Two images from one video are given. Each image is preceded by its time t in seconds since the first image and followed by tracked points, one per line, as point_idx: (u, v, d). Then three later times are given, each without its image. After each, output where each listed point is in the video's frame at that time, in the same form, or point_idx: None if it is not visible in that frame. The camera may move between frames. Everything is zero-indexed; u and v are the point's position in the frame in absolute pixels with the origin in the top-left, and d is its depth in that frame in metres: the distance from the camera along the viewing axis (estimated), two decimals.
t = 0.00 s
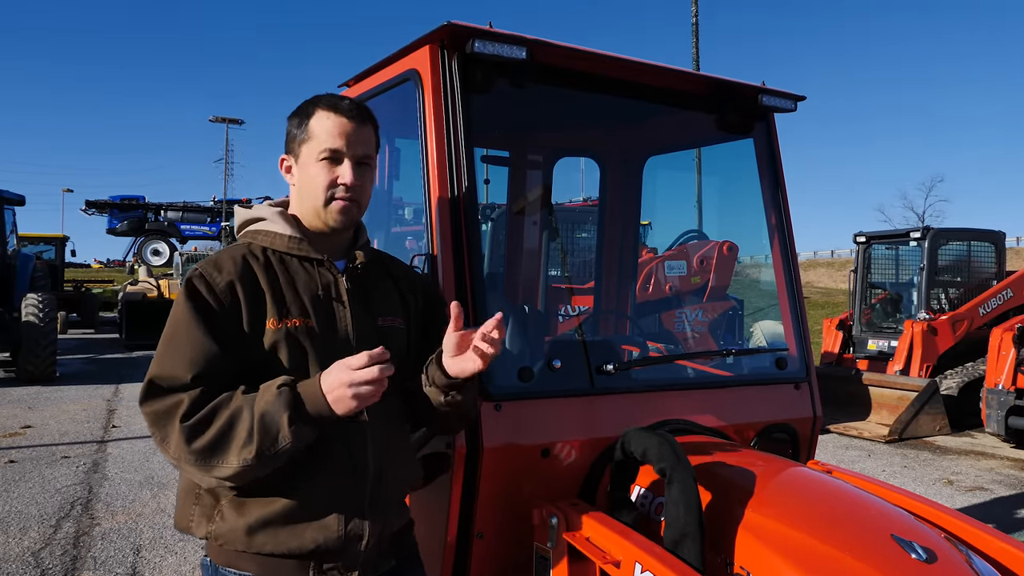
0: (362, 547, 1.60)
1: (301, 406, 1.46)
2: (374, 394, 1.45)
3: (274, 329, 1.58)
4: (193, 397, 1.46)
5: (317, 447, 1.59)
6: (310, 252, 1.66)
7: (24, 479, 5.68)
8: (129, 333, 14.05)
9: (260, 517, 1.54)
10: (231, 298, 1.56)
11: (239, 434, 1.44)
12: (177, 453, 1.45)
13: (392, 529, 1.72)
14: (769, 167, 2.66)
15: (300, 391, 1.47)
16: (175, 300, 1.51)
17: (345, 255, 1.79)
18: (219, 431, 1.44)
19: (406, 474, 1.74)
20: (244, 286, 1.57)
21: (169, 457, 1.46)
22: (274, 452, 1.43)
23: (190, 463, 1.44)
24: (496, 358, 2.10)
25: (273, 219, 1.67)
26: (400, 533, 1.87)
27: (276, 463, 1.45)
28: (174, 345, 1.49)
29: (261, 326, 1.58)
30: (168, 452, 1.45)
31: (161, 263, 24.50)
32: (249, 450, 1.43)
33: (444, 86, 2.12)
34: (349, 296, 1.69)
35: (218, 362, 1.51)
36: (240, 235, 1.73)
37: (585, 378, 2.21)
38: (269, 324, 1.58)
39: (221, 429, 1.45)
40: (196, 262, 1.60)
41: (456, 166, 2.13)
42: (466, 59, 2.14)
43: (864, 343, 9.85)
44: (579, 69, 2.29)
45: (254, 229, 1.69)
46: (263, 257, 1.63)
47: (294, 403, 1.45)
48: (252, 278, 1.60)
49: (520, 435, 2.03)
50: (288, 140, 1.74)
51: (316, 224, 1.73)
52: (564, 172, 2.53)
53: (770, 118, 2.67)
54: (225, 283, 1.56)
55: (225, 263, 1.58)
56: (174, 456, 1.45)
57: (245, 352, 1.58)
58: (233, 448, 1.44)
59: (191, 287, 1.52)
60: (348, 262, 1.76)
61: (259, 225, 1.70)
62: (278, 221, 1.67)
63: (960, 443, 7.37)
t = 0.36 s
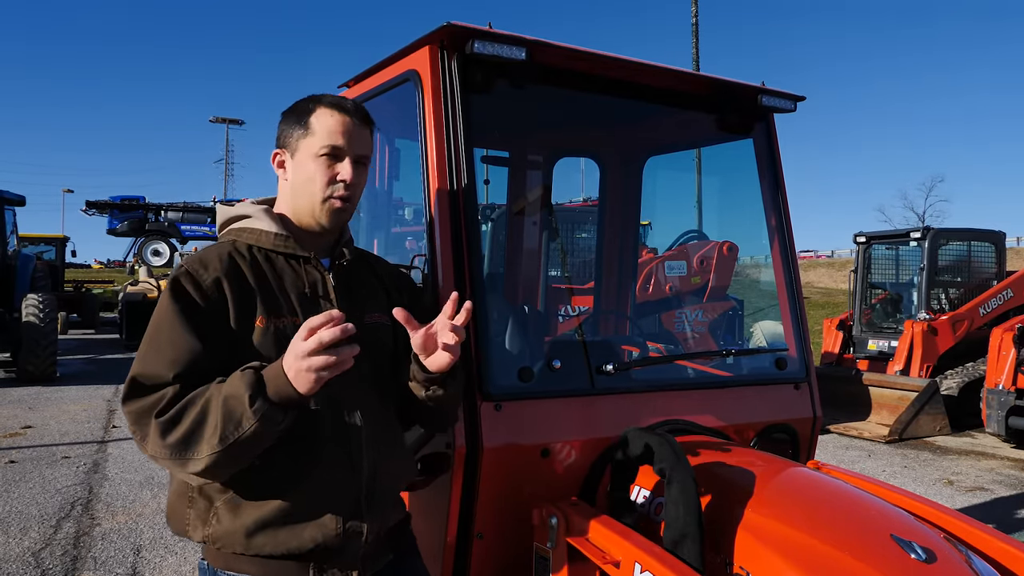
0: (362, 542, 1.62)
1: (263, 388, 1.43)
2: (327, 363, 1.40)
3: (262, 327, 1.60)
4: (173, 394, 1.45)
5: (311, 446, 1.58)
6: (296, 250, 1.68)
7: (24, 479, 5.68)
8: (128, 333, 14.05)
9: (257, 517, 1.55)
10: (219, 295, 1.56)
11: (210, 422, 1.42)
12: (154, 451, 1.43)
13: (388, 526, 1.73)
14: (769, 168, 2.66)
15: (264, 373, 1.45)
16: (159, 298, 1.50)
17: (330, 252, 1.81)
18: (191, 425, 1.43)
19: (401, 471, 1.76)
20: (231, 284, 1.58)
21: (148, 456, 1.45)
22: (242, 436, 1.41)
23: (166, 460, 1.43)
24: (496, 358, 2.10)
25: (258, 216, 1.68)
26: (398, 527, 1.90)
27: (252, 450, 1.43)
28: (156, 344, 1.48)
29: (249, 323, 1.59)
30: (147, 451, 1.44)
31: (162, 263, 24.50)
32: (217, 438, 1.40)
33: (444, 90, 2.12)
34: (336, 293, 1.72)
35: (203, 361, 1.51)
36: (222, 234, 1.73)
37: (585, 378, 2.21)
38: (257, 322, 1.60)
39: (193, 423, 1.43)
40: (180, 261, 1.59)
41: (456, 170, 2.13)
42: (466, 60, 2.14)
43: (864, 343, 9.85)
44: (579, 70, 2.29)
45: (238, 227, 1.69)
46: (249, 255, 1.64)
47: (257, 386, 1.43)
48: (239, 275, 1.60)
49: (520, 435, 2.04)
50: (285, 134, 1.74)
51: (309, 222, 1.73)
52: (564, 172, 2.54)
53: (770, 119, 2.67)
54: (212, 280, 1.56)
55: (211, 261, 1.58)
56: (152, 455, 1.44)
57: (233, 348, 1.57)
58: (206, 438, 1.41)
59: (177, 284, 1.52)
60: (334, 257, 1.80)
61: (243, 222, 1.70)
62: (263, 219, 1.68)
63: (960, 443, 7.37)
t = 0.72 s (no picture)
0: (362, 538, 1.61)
1: (243, 387, 1.44)
2: (297, 355, 1.39)
3: (258, 327, 1.60)
4: (164, 398, 1.47)
5: (308, 446, 1.59)
6: (291, 248, 1.67)
7: (24, 480, 5.68)
8: (128, 334, 14.06)
9: (259, 516, 1.54)
10: (212, 299, 1.56)
11: (195, 425, 1.42)
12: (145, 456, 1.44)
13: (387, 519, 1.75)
14: (769, 169, 2.66)
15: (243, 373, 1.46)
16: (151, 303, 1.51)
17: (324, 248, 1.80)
18: (179, 427, 1.43)
19: (400, 469, 1.78)
20: (226, 285, 1.58)
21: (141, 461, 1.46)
22: (223, 436, 1.41)
23: (158, 464, 1.43)
24: (495, 359, 2.10)
25: (251, 215, 1.68)
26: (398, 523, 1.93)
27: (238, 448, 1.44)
28: (149, 350, 1.49)
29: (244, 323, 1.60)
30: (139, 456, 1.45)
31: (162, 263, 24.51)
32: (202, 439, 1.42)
33: (444, 102, 2.13)
34: (332, 290, 1.72)
35: (194, 365, 1.52)
36: (214, 233, 1.72)
37: (585, 379, 2.21)
38: (254, 323, 1.60)
39: (182, 426, 1.43)
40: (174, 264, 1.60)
41: (456, 181, 2.13)
42: (465, 61, 2.14)
43: (864, 343, 9.85)
44: (579, 70, 2.29)
45: (231, 227, 1.68)
46: (243, 255, 1.64)
47: (236, 384, 1.44)
48: (234, 276, 1.60)
49: (520, 436, 2.04)
50: (288, 140, 1.69)
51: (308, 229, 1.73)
52: (564, 173, 2.54)
53: (769, 119, 2.67)
54: (206, 282, 1.56)
55: (205, 262, 1.58)
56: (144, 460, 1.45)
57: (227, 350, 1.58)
58: (191, 442, 1.42)
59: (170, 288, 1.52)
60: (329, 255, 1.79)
61: (236, 221, 1.70)
62: (256, 218, 1.68)
63: (960, 444, 7.37)
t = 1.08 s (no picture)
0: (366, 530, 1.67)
1: (263, 386, 1.43)
2: (322, 359, 1.38)
3: (267, 326, 1.61)
4: (175, 393, 1.45)
5: (312, 444, 1.59)
6: (298, 248, 1.68)
7: (24, 481, 5.68)
8: (128, 335, 14.07)
9: (261, 517, 1.54)
10: (221, 294, 1.56)
11: (207, 423, 1.42)
12: (154, 451, 1.44)
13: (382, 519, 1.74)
14: (769, 170, 2.66)
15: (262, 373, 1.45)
16: (161, 296, 1.49)
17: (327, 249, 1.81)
18: (193, 423, 1.42)
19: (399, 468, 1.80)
20: (235, 282, 1.58)
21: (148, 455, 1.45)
22: (242, 435, 1.41)
23: (167, 459, 1.43)
24: (495, 359, 2.10)
25: (259, 213, 1.68)
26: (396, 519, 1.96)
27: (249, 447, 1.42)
28: (159, 344, 1.47)
29: (251, 320, 1.59)
30: (146, 450, 1.44)
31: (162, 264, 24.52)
32: (218, 437, 1.41)
33: (444, 111, 2.12)
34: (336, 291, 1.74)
35: (205, 359, 1.50)
36: (219, 229, 1.72)
37: (585, 379, 2.21)
38: (262, 321, 1.61)
39: (195, 422, 1.42)
40: (181, 258, 1.58)
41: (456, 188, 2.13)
42: (464, 62, 2.14)
43: (864, 344, 9.86)
44: (578, 70, 2.29)
45: (238, 223, 1.68)
46: (250, 252, 1.64)
47: (256, 383, 1.43)
48: (243, 273, 1.60)
49: (519, 437, 2.04)
50: (296, 133, 1.72)
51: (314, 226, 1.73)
52: (564, 173, 2.54)
53: (769, 120, 2.67)
54: (216, 278, 1.56)
55: (214, 259, 1.58)
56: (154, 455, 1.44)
57: (235, 346, 1.57)
58: (204, 439, 1.42)
59: (182, 282, 1.51)
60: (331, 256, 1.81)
61: (243, 218, 1.69)
62: (263, 216, 1.67)
63: (960, 444, 7.37)
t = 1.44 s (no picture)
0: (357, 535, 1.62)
1: (310, 373, 1.45)
2: (379, 347, 1.45)
3: (270, 318, 1.61)
4: (201, 383, 1.44)
5: (308, 439, 1.59)
6: (296, 245, 1.68)
7: (24, 481, 5.68)
8: (128, 336, 14.08)
9: (255, 511, 1.53)
10: (224, 288, 1.55)
11: (251, 407, 1.42)
12: (186, 442, 1.41)
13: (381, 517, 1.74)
14: (768, 171, 2.65)
15: (306, 359, 1.47)
16: (169, 290, 1.48)
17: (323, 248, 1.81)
18: (230, 412, 1.42)
19: (395, 465, 1.78)
20: (237, 277, 1.57)
21: (177, 448, 1.42)
22: (290, 420, 1.42)
23: (200, 452, 1.41)
24: (495, 361, 2.10)
25: (257, 212, 1.68)
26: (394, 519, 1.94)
27: (293, 430, 1.42)
28: (175, 335, 1.45)
29: (252, 313, 1.59)
30: (177, 442, 1.41)
31: (162, 265, 24.50)
32: (263, 425, 1.41)
33: (444, 115, 2.12)
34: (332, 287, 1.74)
35: (221, 349, 1.49)
36: (215, 227, 1.71)
37: (585, 380, 2.21)
38: (264, 313, 1.61)
39: (232, 411, 1.42)
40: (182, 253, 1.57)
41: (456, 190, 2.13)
42: (464, 63, 2.14)
43: (864, 344, 9.86)
44: (578, 71, 2.29)
45: (237, 222, 1.68)
46: (248, 248, 1.64)
47: (303, 372, 1.44)
48: (243, 268, 1.60)
49: (519, 438, 2.04)
50: (273, 133, 1.75)
51: (304, 220, 1.73)
52: (564, 174, 2.54)
53: (769, 121, 2.67)
54: (219, 273, 1.55)
55: (215, 254, 1.57)
56: (181, 446, 1.42)
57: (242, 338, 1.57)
58: (246, 426, 1.42)
59: (188, 276, 1.50)
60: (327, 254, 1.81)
61: (242, 217, 1.69)
62: (261, 214, 1.67)
63: (960, 444, 7.36)
